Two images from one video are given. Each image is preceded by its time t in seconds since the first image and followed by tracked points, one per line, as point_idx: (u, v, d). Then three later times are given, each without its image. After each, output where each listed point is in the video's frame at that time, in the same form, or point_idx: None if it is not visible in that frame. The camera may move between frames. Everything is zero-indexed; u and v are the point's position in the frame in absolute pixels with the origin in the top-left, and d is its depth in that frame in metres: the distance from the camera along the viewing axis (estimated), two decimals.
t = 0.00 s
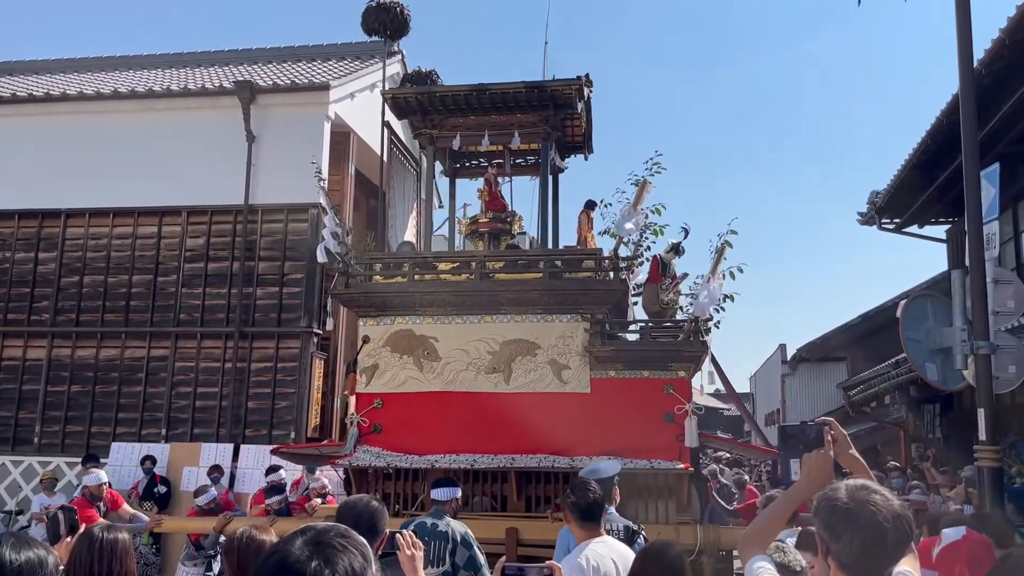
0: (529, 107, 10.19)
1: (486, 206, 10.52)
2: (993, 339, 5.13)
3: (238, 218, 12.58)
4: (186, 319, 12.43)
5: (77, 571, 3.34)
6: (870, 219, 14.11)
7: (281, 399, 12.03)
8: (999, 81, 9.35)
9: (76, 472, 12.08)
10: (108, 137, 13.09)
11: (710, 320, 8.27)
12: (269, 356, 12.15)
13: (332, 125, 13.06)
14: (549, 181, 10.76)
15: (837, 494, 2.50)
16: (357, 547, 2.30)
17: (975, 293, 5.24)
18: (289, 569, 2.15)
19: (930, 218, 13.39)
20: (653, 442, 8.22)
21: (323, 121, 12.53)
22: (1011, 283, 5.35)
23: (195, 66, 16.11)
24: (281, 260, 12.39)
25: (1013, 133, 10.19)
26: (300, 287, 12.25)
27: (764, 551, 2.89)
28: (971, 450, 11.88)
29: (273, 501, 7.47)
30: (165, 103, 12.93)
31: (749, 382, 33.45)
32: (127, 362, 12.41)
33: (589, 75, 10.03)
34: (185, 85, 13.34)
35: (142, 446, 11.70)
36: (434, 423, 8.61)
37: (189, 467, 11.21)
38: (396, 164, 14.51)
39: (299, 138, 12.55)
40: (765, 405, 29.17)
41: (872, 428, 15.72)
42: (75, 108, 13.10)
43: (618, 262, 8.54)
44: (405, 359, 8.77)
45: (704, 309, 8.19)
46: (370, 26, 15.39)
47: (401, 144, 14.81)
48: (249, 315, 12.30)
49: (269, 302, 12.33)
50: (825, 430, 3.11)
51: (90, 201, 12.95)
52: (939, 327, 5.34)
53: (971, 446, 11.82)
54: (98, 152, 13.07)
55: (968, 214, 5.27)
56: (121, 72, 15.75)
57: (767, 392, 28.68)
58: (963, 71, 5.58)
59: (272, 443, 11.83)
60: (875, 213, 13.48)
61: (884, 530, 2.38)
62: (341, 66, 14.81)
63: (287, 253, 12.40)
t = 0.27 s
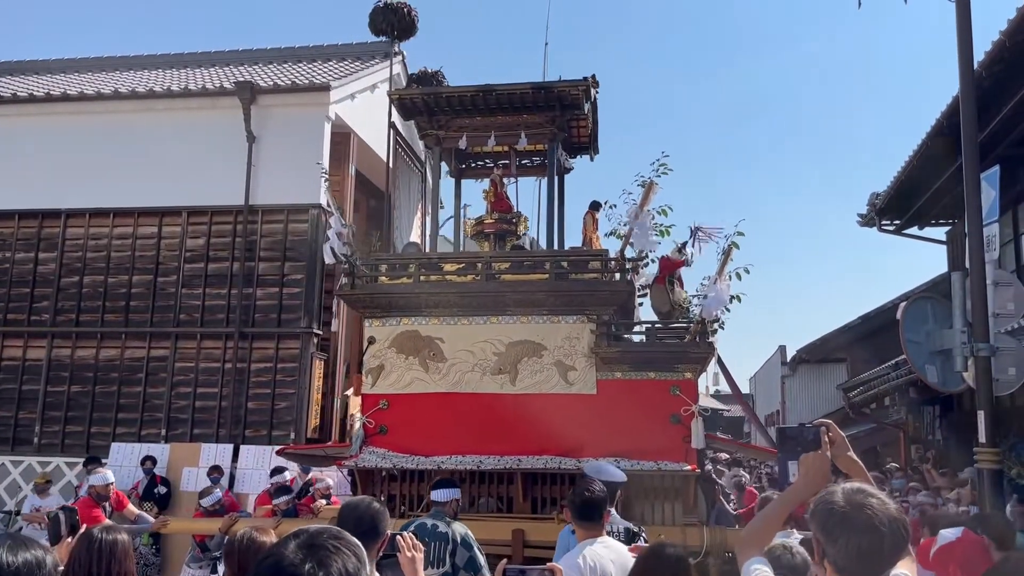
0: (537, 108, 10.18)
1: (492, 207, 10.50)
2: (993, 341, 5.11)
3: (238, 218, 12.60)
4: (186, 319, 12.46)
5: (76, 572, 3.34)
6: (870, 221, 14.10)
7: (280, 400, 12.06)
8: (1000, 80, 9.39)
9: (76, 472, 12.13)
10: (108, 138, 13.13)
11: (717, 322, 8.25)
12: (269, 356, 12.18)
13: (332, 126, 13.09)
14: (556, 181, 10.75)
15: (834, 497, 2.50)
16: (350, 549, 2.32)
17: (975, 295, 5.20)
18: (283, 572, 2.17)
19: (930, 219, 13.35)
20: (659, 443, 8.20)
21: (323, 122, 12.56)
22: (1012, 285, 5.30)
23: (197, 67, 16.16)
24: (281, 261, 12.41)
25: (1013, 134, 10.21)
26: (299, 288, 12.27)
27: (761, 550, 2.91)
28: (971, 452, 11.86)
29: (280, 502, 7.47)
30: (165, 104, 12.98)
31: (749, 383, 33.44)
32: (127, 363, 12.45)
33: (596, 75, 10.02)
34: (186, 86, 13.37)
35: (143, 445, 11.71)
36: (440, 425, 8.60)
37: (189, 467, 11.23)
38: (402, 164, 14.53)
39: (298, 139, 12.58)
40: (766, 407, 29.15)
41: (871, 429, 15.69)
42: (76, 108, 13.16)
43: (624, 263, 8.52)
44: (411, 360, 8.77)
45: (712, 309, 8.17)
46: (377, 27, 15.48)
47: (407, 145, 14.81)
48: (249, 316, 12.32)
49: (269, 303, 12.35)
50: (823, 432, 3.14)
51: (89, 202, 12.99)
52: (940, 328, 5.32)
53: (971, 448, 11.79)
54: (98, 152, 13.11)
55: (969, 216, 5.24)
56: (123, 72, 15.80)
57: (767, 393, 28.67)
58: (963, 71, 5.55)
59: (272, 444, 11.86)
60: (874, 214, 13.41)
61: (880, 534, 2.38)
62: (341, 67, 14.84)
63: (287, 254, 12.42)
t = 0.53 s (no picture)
0: (541, 109, 10.17)
1: (496, 208, 10.50)
2: (993, 344, 5.09)
3: (238, 219, 12.62)
4: (185, 320, 12.48)
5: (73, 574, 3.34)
6: (870, 222, 14.08)
7: (280, 400, 12.08)
8: (999, 82, 9.41)
9: (77, 472, 12.16)
10: (109, 139, 13.16)
11: (723, 323, 8.22)
12: (269, 357, 12.20)
13: (332, 127, 13.13)
14: (560, 182, 10.75)
15: (829, 501, 2.50)
16: (348, 551, 2.32)
17: (975, 297, 5.20)
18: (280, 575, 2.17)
19: (930, 221, 13.32)
20: (664, 445, 8.19)
21: (323, 123, 12.59)
22: (1011, 287, 5.24)
23: (198, 68, 16.20)
24: (282, 262, 12.44)
25: (1013, 136, 10.22)
26: (299, 289, 12.29)
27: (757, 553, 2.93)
28: (971, 455, 11.84)
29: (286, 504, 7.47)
30: (166, 104, 13.02)
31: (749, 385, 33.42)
32: (128, 363, 12.48)
33: (601, 77, 10.01)
34: (187, 87, 13.40)
35: (143, 445, 11.90)
36: (445, 426, 8.60)
37: (188, 468, 11.36)
38: (406, 165, 14.55)
39: (299, 140, 12.60)
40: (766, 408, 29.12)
41: (872, 431, 15.66)
42: (77, 109, 13.21)
43: (629, 264, 8.51)
44: (415, 362, 8.76)
45: (718, 310, 8.14)
46: (382, 27, 15.53)
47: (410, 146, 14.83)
48: (249, 317, 12.33)
49: (269, 304, 12.37)
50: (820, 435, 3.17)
51: (90, 202, 13.03)
52: (939, 331, 5.35)
53: (971, 450, 11.77)
54: (99, 153, 13.14)
55: (969, 221, 5.27)
56: (124, 73, 15.84)
57: (767, 394, 28.67)
58: (962, 71, 5.54)
59: (272, 444, 11.87)
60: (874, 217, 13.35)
61: (874, 537, 2.38)
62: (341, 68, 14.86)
63: (287, 255, 12.44)
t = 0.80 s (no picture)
0: (545, 111, 10.17)
1: (499, 210, 10.51)
2: (992, 346, 5.07)
3: (238, 220, 12.64)
4: (185, 320, 12.50)
5: None
6: (870, 224, 14.06)
7: (280, 401, 12.09)
8: (999, 84, 9.42)
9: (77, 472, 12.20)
10: (109, 140, 13.19)
11: (727, 325, 8.22)
12: (269, 358, 12.21)
13: (332, 128, 13.16)
14: (563, 183, 10.75)
15: (825, 504, 2.51)
16: (352, 555, 2.32)
17: (975, 299, 5.18)
18: None
19: (930, 222, 13.31)
20: (668, 447, 8.17)
21: (324, 124, 12.61)
22: (1011, 290, 5.25)
23: (199, 69, 16.24)
24: (282, 262, 12.46)
25: (1013, 138, 10.23)
26: (299, 290, 12.30)
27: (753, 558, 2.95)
28: (971, 457, 11.83)
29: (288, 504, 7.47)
30: (166, 105, 13.05)
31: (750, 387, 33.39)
32: (128, 364, 12.51)
33: (605, 78, 10.01)
34: (188, 88, 13.42)
35: (142, 446, 12.01)
36: (449, 427, 8.59)
37: (188, 469, 11.41)
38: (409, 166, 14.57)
39: (299, 141, 12.62)
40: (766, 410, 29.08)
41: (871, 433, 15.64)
42: (78, 109, 13.25)
43: (634, 265, 8.51)
44: (419, 363, 8.75)
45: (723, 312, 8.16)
46: (383, 27, 15.51)
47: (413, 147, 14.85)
48: (249, 317, 12.34)
49: (269, 304, 12.38)
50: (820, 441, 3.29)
51: (90, 203, 13.07)
52: (939, 333, 5.32)
53: (971, 452, 11.76)
54: (99, 154, 13.17)
55: (969, 223, 5.24)
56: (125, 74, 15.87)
57: (768, 396, 28.64)
58: (963, 73, 5.52)
59: (271, 445, 11.88)
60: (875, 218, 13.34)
61: (869, 540, 2.39)
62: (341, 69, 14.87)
63: (287, 256, 12.46)
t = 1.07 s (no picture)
0: (546, 112, 10.17)
1: (500, 211, 10.51)
2: (990, 348, 5.14)
3: (237, 221, 12.66)
4: (184, 321, 12.51)
5: None
6: (868, 226, 14.06)
7: (279, 402, 12.09)
8: (996, 86, 9.44)
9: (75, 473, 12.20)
10: (107, 140, 13.21)
11: (729, 328, 8.21)
12: (268, 359, 12.21)
13: (331, 129, 13.17)
14: (565, 184, 10.75)
15: (820, 506, 2.55)
16: (350, 558, 2.33)
17: (973, 301, 5.16)
18: None
19: (928, 224, 13.30)
20: (670, 449, 8.16)
21: (323, 125, 12.62)
22: (1008, 291, 5.32)
23: (199, 69, 16.25)
24: (280, 263, 12.47)
25: (1011, 141, 10.27)
26: (298, 291, 12.31)
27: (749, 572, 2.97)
28: (968, 458, 11.83)
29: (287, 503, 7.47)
30: (164, 106, 13.06)
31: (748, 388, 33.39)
32: (126, 364, 12.52)
33: (606, 80, 10.00)
34: (187, 88, 13.43)
35: (139, 447, 12.06)
36: (450, 429, 8.58)
37: (186, 470, 11.45)
38: (410, 167, 14.60)
39: (298, 141, 12.64)
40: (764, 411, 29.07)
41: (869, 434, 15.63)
42: (77, 110, 13.27)
43: (635, 267, 8.50)
44: (420, 364, 8.74)
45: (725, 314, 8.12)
46: (384, 28, 15.53)
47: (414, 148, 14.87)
48: (247, 318, 12.34)
49: (267, 305, 12.37)
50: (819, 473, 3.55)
51: (89, 204, 13.09)
52: (935, 335, 5.22)
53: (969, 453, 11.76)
54: (98, 155, 13.19)
55: (967, 226, 5.24)
56: (124, 75, 15.89)
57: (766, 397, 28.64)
58: (961, 74, 5.52)
59: (269, 446, 11.88)
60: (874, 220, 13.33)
61: (863, 543, 2.43)
62: (340, 70, 14.87)
63: (285, 257, 12.47)
